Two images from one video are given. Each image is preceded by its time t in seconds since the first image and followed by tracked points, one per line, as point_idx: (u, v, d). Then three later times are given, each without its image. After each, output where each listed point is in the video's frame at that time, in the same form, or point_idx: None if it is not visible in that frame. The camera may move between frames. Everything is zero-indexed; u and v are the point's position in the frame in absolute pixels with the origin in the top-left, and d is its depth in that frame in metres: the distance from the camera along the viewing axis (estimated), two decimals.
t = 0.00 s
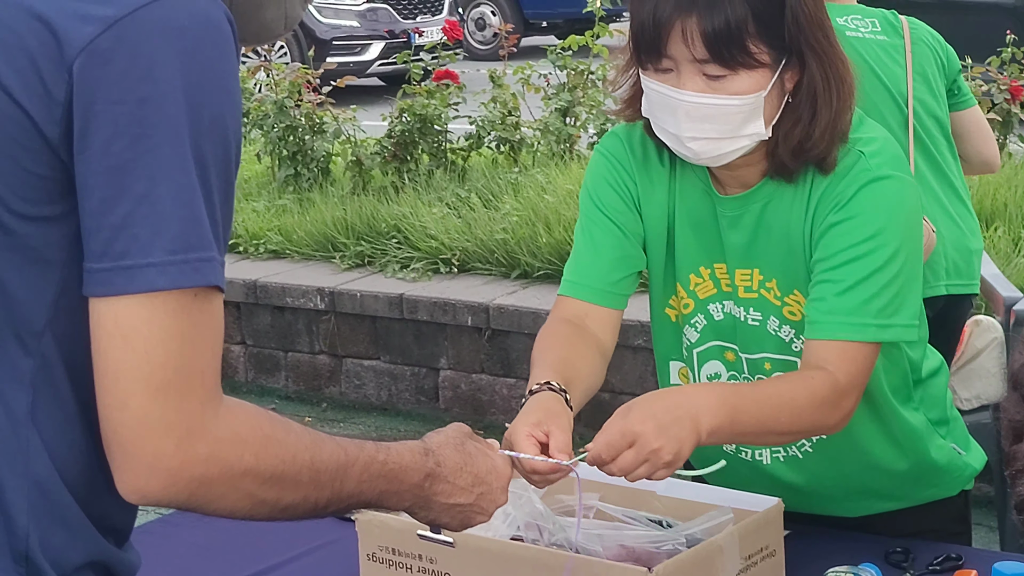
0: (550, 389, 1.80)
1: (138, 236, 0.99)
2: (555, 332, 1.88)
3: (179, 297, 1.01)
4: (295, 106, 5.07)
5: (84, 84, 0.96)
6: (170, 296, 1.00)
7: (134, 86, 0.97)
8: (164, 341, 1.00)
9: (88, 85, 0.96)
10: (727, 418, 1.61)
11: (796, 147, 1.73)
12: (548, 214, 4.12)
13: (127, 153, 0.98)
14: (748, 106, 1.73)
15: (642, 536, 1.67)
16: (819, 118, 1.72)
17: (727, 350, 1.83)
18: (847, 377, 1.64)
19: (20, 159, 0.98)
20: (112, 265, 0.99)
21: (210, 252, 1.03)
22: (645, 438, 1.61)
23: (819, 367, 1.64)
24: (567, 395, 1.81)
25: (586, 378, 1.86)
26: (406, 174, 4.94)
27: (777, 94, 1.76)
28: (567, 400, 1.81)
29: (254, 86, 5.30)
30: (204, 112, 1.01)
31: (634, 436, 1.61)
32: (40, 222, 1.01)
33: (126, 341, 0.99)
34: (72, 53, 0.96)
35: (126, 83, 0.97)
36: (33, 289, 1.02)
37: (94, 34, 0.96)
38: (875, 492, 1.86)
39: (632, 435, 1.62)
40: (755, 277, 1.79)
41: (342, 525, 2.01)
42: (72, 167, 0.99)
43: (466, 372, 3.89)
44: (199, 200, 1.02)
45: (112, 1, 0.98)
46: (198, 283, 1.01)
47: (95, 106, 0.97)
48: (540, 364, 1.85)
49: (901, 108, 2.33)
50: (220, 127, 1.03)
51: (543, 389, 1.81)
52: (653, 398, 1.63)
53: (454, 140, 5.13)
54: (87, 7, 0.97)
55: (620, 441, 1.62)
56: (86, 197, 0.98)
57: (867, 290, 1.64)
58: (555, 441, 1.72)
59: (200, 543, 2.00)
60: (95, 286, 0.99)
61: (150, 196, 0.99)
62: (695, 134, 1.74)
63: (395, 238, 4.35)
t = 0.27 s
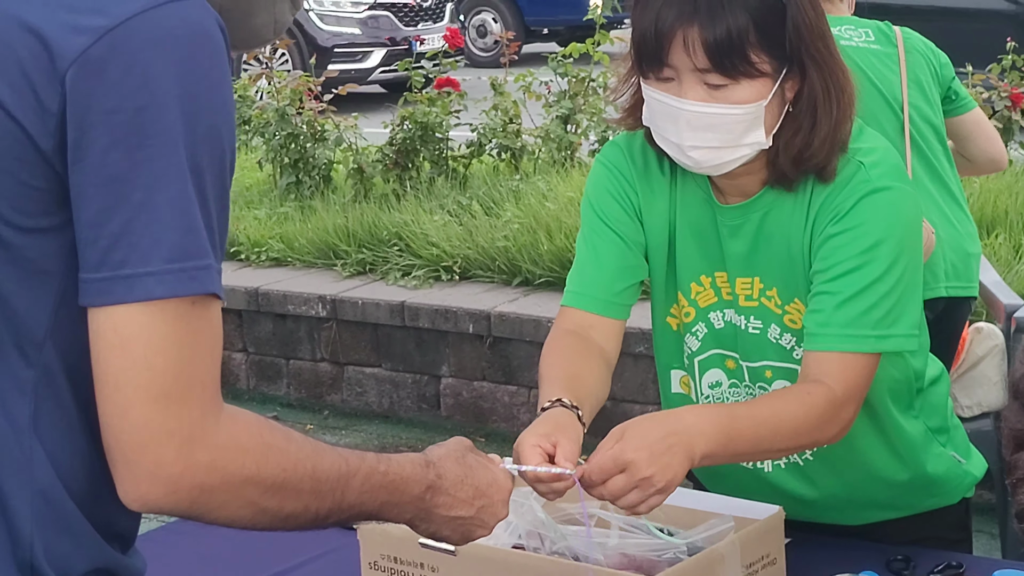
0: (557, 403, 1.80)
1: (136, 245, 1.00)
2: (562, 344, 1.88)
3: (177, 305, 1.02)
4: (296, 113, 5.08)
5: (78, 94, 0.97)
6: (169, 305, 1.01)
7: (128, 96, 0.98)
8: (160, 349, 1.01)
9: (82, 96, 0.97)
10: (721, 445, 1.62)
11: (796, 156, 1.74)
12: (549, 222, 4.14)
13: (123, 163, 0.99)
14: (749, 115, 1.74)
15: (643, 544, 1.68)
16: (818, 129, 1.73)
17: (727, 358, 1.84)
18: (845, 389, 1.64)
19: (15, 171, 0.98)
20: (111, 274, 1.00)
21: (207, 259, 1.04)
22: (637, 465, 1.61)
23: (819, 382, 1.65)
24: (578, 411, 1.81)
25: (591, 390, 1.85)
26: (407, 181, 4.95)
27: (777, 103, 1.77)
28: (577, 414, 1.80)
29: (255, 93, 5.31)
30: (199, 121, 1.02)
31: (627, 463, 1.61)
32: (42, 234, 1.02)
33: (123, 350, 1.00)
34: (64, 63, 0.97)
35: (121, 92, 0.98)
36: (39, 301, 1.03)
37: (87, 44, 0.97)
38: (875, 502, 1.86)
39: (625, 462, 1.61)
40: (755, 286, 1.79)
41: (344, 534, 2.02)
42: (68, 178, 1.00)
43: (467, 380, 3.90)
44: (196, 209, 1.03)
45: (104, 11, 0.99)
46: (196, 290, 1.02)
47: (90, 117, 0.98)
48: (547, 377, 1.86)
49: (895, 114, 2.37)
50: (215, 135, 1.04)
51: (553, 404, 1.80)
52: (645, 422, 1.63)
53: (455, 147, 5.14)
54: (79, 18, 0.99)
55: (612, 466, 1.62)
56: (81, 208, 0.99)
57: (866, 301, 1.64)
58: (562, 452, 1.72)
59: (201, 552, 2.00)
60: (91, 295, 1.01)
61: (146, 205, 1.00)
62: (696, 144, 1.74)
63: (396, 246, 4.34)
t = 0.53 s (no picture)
0: (552, 421, 1.83)
1: (112, 267, 1.02)
2: (560, 363, 1.89)
3: (155, 328, 1.04)
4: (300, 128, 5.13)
5: (44, 122, 0.99)
6: (147, 328, 1.04)
7: (94, 120, 1.00)
8: (145, 374, 1.04)
9: (50, 122, 0.99)
10: (712, 478, 1.62)
11: (790, 174, 1.74)
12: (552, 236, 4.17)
13: (93, 188, 1.01)
14: (744, 134, 1.74)
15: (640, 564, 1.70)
16: (811, 148, 1.74)
17: (723, 376, 1.83)
18: (834, 406, 1.63)
19: None
20: (88, 298, 1.02)
21: (182, 277, 1.06)
22: (624, 503, 1.62)
23: (803, 399, 1.64)
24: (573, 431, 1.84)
25: (587, 408, 1.87)
26: (410, 195, 4.96)
27: (772, 122, 1.78)
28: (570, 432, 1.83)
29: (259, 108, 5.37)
30: (168, 141, 1.04)
31: (614, 499, 1.62)
32: (10, 260, 1.05)
33: (108, 377, 1.03)
34: (28, 89, 0.99)
35: (89, 117, 1.00)
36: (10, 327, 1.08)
37: (51, 68, 0.99)
38: (872, 519, 1.85)
39: (612, 497, 1.62)
40: (750, 304, 1.78)
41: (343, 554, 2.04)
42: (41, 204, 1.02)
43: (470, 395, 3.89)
44: (169, 227, 1.05)
45: (65, 34, 1.00)
46: (173, 310, 1.05)
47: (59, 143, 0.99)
48: (542, 396, 1.87)
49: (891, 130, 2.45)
50: (184, 152, 1.06)
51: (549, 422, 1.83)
52: (636, 457, 1.63)
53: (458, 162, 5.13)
54: (40, 42, 1.00)
55: (598, 499, 1.63)
56: (57, 235, 1.02)
57: (854, 315, 1.64)
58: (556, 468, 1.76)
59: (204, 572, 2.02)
60: (72, 320, 1.03)
61: (119, 229, 1.02)
62: (691, 162, 1.75)
63: (399, 260, 4.36)
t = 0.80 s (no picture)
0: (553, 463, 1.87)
1: (82, 326, 1.12)
2: (569, 413, 1.92)
3: (125, 380, 1.14)
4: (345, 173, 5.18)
5: (10, 192, 1.08)
6: (116, 380, 1.14)
7: (55, 187, 1.09)
8: (128, 423, 1.15)
9: (17, 192, 1.08)
10: (719, 528, 1.64)
11: (801, 226, 1.74)
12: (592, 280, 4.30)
13: (59, 252, 1.10)
14: (751, 188, 1.74)
15: None
16: (821, 200, 1.72)
17: (736, 427, 1.84)
18: (845, 454, 1.63)
19: None
20: (63, 354, 1.13)
21: (152, 329, 1.16)
22: (627, 553, 1.64)
23: (815, 446, 1.64)
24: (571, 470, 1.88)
25: (591, 457, 1.91)
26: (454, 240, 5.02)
27: (782, 174, 1.77)
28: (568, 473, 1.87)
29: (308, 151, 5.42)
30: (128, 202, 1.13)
31: (615, 549, 1.65)
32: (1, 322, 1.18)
33: (100, 431, 1.15)
34: None
35: (50, 182, 1.09)
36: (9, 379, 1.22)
37: (7, 136, 1.08)
38: (891, 568, 1.84)
39: (613, 548, 1.65)
40: (764, 353, 1.79)
41: None
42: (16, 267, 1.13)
43: (511, 439, 3.92)
44: (133, 281, 1.14)
45: (21, 100, 1.09)
46: (143, 363, 1.15)
47: (27, 213, 1.09)
48: (547, 440, 1.91)
49: (915, 175, 2.64)
50: (147, 210, 1.15)
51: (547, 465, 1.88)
52: (638, 507, 1.66)
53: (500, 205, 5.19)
54: None
55: (600, 552, 1.66)
56: (32, 297, 1.12)
57: (868, 364, 1.63)
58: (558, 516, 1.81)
59: None
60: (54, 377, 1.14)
61: (86, 289, 1.11)
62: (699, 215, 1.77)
63: (440, 304, 4.39)
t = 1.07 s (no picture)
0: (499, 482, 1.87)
1: None
2: (510, 433, 1.92)
3: (8, 380, 1.10)
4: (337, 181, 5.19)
5: None
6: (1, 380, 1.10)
7: None
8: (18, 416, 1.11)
9: None
10: (635, 542, 1.63)
11: (729, 243, 1.76)
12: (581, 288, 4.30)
13: None
14: (678, 204, 1.77)
15: None
16: (745, 218, 1.76)
17: (671, 441, 1.83)
18: (769, 470, 1.64)
19: None
20: None
21: (37, 329, 1.11)
22: (547, 563, 1.64)
23: (741, 466, 1.65)
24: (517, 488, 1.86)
25: (532, 471, 1.89)
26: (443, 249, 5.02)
27: (710, 190, 1.81)
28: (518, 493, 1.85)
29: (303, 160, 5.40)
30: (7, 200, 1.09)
31: (537, 560, 1.64)
32: None
33: None
34: None
35: None
36: None
37: None
38: None
39: (535, 559, 1.65)
40: (697, 370, 1.80)
41: None
42: None
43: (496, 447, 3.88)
44: (15, 283, 1.10)
45: None
46: (25, 359, 1.10)
47: None
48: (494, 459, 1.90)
49: (890, 191, 2.66)
50: (30, 210, 1.11)
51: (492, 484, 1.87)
52: (558, 519, 1.66)
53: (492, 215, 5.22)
54: None
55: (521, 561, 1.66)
56: None
57: (794, 382, 1.65)
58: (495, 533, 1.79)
59: None
60: None
61: None
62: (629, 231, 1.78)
63: (429, 313, 4.37)
